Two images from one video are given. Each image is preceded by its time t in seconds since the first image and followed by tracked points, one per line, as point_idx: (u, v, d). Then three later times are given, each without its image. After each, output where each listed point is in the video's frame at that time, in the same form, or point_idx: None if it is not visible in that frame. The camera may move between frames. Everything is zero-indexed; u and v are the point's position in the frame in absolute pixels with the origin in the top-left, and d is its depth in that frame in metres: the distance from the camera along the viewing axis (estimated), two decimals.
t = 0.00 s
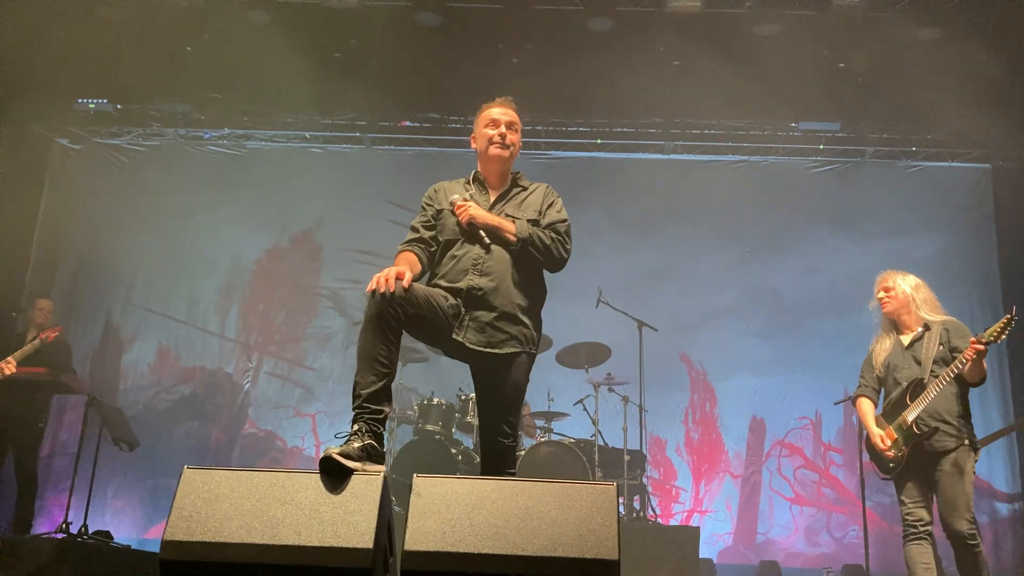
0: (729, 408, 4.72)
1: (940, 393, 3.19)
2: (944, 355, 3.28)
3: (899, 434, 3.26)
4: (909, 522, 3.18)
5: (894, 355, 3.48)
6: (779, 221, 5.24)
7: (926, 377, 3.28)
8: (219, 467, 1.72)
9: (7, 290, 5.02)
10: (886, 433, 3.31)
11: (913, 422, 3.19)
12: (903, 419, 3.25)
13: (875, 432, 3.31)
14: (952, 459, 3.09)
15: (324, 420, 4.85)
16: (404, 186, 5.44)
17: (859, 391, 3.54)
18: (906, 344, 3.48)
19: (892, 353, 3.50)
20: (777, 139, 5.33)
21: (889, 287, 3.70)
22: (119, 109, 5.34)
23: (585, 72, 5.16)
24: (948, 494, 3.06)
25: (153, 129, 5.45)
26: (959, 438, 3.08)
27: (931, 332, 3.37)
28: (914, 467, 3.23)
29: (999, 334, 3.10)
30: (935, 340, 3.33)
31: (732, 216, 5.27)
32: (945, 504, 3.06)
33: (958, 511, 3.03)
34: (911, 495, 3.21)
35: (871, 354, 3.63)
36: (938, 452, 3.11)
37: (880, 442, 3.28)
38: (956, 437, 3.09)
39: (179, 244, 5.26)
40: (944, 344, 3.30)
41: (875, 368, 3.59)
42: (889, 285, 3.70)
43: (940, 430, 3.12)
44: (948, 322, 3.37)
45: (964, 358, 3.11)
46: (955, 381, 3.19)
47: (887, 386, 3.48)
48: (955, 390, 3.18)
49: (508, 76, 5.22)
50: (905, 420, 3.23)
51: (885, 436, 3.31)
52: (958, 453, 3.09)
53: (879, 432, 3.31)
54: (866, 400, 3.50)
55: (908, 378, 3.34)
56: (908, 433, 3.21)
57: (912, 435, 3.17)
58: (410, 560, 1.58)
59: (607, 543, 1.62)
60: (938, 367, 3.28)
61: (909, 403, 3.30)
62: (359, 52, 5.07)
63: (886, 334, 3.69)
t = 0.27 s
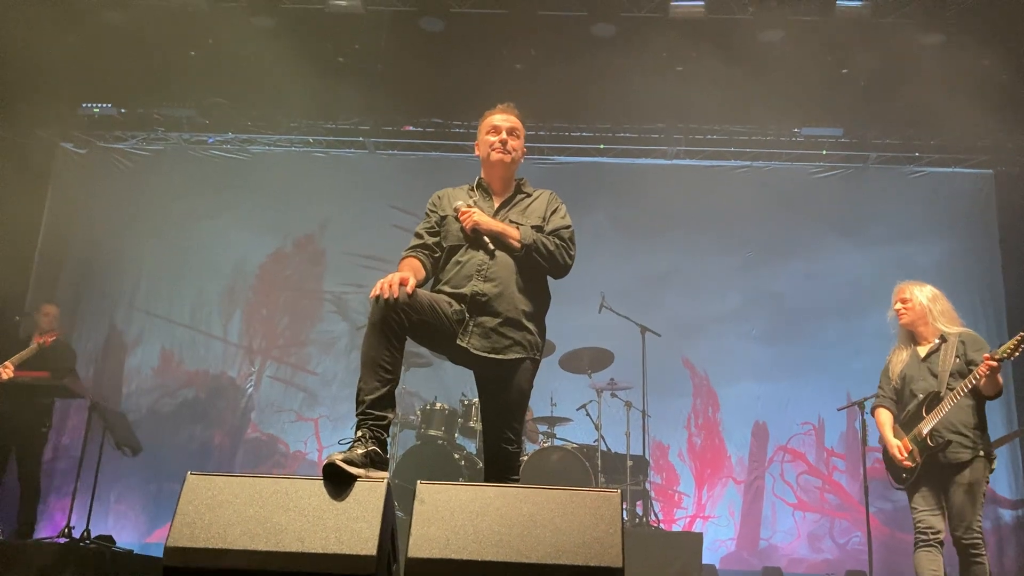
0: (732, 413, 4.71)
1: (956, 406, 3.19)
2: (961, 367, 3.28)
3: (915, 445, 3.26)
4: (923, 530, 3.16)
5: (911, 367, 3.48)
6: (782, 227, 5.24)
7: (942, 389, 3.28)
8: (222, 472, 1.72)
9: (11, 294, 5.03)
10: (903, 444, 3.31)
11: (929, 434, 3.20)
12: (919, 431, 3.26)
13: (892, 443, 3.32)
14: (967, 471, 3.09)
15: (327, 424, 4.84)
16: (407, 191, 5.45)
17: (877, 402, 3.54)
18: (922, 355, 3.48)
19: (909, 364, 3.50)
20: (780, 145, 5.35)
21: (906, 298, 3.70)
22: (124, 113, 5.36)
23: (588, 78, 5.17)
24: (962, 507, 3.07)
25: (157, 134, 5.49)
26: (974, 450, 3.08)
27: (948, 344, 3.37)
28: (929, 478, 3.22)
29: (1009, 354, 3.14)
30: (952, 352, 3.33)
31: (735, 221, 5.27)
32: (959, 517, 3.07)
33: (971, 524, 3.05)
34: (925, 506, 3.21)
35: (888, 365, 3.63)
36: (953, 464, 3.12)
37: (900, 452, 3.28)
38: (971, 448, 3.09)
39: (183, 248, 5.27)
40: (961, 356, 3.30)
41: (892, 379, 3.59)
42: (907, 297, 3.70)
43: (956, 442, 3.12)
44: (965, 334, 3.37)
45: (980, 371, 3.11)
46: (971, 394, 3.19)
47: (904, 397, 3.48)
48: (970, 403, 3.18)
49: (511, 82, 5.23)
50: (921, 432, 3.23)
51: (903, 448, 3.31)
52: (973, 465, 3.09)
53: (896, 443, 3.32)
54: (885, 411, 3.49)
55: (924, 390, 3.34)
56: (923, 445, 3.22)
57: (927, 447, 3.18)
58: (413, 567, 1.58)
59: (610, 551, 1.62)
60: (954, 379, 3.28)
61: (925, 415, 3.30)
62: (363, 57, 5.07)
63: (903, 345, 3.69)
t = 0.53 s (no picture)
0: (733, 419, 4.70)
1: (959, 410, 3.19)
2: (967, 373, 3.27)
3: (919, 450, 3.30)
4: (922, 534, 3.16)
5: (919, 372, 3.49)
6: (782, 232, 5.24)
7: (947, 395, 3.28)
8: (223, 478, 1.72)
9: (11, 300, 5.03)
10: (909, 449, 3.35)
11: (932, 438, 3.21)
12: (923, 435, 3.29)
13: (898, 447, 3.37)
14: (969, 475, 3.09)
15: (327, 430, 4.84)
16: (409, 196, 5.47)
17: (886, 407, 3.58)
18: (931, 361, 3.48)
19: (917, 370, 3.50)
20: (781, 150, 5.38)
21: (916, 304, 3.71)
22: (125, 118, 5.39)
23: (589, 84, 5.17)
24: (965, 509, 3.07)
25: (159, 140, 5.51)
26: (977, 454, 3.08)
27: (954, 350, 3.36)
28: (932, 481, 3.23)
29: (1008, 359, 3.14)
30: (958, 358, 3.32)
31: (736, 227, 5.28)
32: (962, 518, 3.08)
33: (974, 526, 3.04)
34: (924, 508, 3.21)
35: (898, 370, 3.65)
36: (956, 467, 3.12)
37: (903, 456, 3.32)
38: (974, 452, 3.09)
39: (184, 253, 5.27)
40: (967, 362, 3.29)
41: (901, 385, 3.60)
42: (918, 303, 3.71)
43: (958, 446, 3.12)
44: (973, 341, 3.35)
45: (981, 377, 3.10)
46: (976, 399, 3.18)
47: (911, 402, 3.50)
48: (975, 407, 3.19)
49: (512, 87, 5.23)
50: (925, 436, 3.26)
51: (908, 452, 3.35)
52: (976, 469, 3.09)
53: (901, 447, 3.37)
54: (893, 415, 3.53)
55: (929, 395, 3.35)
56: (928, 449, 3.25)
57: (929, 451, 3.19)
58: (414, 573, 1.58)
59: (612, 557, 1.61)
60: (960, 384, 3.27)
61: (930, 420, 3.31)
62: (364, 62, 5.08)
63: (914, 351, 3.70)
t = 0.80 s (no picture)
0: (734, 425, 4.69)
1: (954, 416, 3.19)
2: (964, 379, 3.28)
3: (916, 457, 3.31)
4: (910, 544, 3.22)
5: (920, 380, 3.51)
6: (782, 237, 5.25)
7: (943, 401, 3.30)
8: (223, 484, 1.71)
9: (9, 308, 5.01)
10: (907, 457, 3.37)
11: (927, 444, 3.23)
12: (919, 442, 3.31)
13: (896, 454, 3.41)
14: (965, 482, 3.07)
15: (327, 437, 4.82)
16: (408, 202, 5.46)
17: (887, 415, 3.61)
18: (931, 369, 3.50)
19: (917, 379, 3.52)
20: (781, 156, 5.38)
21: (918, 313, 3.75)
22: (125, 126, 5.39)
23: (587, 90, 5.18)
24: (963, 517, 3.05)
25: (158, 146, 5.51)
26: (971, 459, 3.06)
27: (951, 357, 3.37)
28: (929, 489, 3.22)
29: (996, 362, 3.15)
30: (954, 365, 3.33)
31: (735, 232, 5.28)
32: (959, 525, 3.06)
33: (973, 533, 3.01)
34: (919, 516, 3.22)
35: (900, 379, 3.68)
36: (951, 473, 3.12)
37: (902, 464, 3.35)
38: (966, 459, 3.06)
39: (183, 260, 5.27)
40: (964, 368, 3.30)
41: (902, 394, 3.63)
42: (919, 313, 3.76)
43: (951, 451, 3.12)
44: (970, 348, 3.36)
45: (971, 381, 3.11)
46: (970, 404, 3.18)
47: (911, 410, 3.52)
48: (969, 413, 3.16)
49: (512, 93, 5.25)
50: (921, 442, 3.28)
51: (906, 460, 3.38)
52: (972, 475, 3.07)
53: (900, 454, 3.40)
54: (894, 423, 3.57)
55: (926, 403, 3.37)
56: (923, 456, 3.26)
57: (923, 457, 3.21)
58: None
59: (613, 562, 1.60)
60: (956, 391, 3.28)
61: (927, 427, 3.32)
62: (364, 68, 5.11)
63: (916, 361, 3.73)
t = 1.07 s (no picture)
0: (738, 433, 4.68)
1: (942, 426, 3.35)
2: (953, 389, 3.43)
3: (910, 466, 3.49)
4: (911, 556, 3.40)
5: (915, 392, 3.68)
6: (783, 245, 5.25)
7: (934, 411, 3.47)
8: (226, 495, 1.71)
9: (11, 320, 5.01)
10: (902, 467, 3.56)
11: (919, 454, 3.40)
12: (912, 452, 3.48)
13: (892, 465, 3.60)
14: (957, 490, 3.19)
15: (330, 448, 4.81)
16: (411, 212, 5.47)
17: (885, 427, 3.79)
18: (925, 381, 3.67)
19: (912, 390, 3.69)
20: (782, 163, 5.38)
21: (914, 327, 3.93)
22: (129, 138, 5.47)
23: (588, 98, 5.22)
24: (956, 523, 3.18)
25: (160, 158, 5.54)
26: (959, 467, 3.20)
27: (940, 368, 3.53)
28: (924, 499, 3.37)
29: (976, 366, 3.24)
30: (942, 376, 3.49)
31: (737, 240, 5.29)
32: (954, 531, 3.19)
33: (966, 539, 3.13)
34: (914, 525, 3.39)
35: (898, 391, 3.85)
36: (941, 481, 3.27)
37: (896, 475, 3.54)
38: (952, 469, 3.21)
39: (186, 271, 5.28)
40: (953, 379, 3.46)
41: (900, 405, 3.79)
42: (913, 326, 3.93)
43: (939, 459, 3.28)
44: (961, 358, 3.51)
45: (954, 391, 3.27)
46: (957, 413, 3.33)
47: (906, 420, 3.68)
48: (958, 422, 3.29)
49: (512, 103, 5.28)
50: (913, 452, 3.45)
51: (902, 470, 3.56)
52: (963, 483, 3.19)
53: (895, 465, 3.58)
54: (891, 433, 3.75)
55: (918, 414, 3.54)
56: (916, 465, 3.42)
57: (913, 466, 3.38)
58: None
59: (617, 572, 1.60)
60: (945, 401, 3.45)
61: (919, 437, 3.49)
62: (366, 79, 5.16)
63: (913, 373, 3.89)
